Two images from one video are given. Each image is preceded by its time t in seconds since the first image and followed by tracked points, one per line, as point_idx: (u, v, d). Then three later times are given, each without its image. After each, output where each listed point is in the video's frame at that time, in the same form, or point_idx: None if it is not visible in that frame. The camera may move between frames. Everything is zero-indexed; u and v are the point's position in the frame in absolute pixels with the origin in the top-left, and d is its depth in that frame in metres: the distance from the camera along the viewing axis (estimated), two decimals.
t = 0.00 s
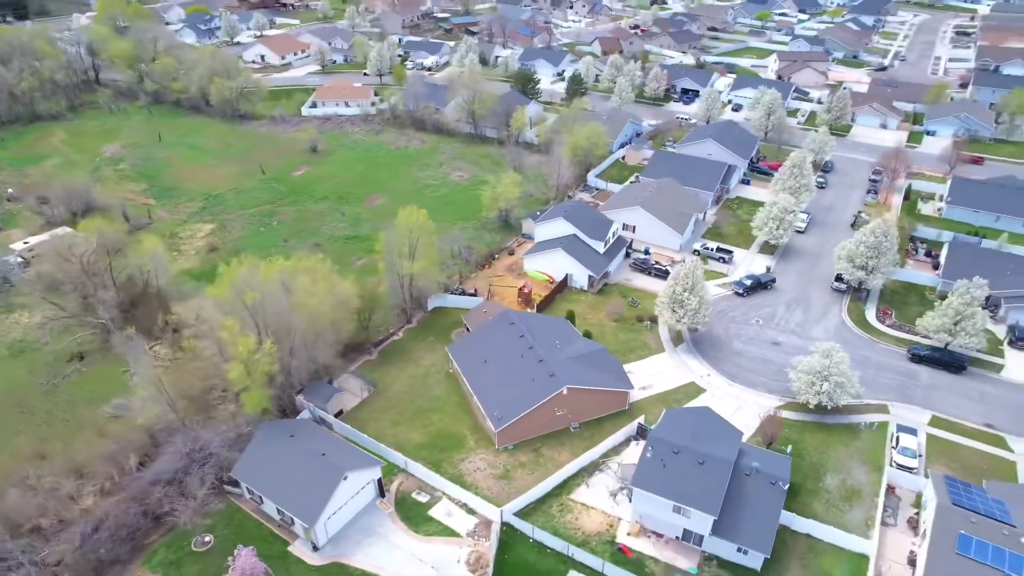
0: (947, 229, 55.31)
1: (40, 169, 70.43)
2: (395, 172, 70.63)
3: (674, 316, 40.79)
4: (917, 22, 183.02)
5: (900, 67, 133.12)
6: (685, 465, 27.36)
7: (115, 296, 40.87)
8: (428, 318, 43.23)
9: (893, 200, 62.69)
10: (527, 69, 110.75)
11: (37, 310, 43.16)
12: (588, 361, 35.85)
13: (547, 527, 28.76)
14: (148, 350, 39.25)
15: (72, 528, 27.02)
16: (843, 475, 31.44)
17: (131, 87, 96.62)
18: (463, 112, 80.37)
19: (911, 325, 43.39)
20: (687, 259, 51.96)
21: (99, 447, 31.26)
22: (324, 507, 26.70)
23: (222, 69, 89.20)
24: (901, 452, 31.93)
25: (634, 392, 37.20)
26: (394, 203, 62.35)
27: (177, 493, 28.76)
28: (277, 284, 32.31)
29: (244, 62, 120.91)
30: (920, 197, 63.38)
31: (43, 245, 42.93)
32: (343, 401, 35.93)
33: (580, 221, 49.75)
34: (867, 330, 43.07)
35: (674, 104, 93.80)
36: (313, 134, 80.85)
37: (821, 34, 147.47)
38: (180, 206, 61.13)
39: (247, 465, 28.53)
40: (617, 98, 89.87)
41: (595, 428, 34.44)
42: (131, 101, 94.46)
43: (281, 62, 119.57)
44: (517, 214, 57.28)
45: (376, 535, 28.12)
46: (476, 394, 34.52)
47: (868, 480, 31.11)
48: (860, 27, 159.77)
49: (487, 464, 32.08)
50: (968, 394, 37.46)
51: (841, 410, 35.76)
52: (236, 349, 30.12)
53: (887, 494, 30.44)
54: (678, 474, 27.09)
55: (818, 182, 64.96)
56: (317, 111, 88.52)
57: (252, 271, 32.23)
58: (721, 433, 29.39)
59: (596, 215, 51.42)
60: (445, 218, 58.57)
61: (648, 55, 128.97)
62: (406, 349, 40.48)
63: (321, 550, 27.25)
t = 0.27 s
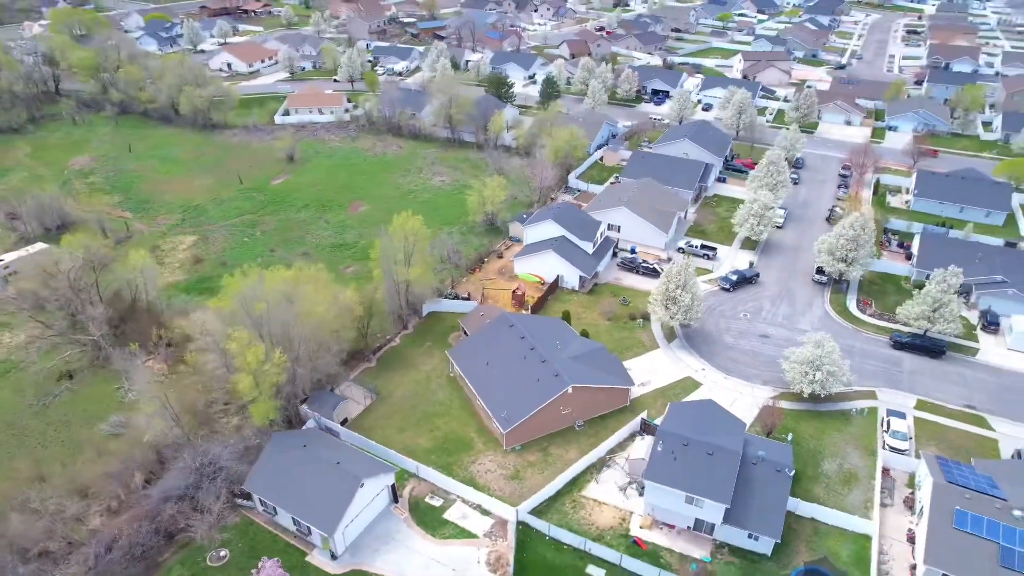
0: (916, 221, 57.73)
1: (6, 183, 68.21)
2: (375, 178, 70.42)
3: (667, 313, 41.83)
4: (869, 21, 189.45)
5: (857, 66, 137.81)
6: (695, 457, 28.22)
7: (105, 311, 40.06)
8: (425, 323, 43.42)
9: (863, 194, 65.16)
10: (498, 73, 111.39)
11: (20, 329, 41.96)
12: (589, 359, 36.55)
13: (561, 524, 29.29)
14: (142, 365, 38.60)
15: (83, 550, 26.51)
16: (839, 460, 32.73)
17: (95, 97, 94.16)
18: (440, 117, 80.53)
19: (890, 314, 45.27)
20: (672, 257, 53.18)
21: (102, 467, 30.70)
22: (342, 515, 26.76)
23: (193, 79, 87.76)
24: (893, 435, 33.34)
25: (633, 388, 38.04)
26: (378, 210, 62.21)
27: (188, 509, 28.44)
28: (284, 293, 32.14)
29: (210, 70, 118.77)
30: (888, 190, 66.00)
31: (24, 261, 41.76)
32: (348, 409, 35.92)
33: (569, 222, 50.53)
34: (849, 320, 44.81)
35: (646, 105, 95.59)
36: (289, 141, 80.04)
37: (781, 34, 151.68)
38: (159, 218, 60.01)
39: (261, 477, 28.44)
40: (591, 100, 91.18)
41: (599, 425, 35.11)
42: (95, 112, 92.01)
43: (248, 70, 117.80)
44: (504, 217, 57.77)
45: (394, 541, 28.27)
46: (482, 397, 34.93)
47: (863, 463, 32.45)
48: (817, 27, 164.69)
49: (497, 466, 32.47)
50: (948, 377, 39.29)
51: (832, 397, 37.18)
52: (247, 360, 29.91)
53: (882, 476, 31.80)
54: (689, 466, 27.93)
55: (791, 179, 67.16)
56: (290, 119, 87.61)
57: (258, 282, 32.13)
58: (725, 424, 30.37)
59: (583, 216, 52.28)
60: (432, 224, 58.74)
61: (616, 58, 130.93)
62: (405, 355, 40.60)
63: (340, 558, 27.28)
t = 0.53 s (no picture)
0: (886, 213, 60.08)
1: None
2: (356, 184, 70.10)
3: (661, 310, 42.76)
4: (825, 21, 195.39)
5: (816, 64, 142.07)
6: (703, 448, 29.10)
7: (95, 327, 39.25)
8: (421, 328, 43.59)
9: (834, 189, 67.51)
10: (470, 77, 111.76)
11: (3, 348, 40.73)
12: (590, 357, 37.22)
13: (575, 521, 29.84)
14: (136, 381, 37.95)
15: (95, 570, 26.01)
16: (835, 445, 34.04)
17: (57, 108, 91.46)
18: (417, 122, 80.56)
19: (870, 304, 47.12)
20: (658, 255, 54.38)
21: (106, 486, 30.13)
22: (361, 521, 26.82)
23: (161, 88, 86.08)
24: (885, 420, 35.05)
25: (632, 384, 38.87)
26: (362, 216, 62.01)
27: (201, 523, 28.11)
28: (291, 302, 32.08)
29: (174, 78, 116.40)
30: (857, 185, 68.49)
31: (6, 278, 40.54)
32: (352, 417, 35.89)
33: (557, 223, 51.26)
34: (832, 310, 46.53)
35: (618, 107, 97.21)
36: (264, 150, 79.07)
37: (742, 34, 155.35)
38: (137, 231, 58.79)
39: (274, 488, 28.32)
40: (565, 102, 92.30)
41: (602, 422, 35.80)
42: (58, 123, 89.37)
43: (214, 78, 115.78)
44: (490, 220, 58.22)
45: (412, 545, 28.42)
46: (487, 399, 35.31)
47: (857, 448, 33.83)
48: (776, 27, 169.27)
49: (506, 466, 32.86)
50: (929, 362, 41.13)
51: (822, 386, 38.60)
52: (257, 371, 29.79)
53: (876, 459, 33.17)
54: (698, 457, 28.80)
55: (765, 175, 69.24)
56: (263, 127, 86.56)
57: (264, 292, 32.08)
58: (729, 416, 31.36)
59: (570, 217, 53.06)
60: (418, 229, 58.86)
61: (584, 60, 132.53)
62: (405, 360, 40.70)
63: (359, 565, 27.31)
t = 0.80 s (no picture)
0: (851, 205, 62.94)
1: None
2: (331, 193, 69.44)
3: (652, 306, 43.88)
4: (771, 21, 202.18)
5: (768, 63, 146.97)
6: (713, 438, 30.19)
7: (83, 349, 38.00)
8: (417, 335, 43.70)
9: (799, 184, 70.31)
10: (434, 83, 111.84)
11: None
12: (589, 356, 38.04)
13: (591, 516, 30.51)
14: (130, 402, 37.01)
15: None
16: (828, 429, 35.71)
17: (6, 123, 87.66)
18: (388, 129, 80.30)
19: (845, 292, 49.37)
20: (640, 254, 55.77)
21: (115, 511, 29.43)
22: (386, 530, 26.92)
23: (120, 101, 83.55)
24: (873, 402, 36.77)
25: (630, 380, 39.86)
26: (341, 226, 61.53)
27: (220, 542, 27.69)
28: (299, 314, 31.90)
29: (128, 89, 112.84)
30: (820, 179, 71.51)
31: None
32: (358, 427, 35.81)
33: (543, 226, 52.03)
34: (810, 301, 48.63)
35: (583, 109, 98.98)
36: (232, 161, 77.56)
37: (695, 35, 159.52)
38: (109, 249, 57.08)
39: (293, 502, 28.15)
40: (533, 105, 93.33)
41: (606, 418, 36.65)
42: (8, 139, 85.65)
43: (171, 89, 112.68)
44: (473, 225, 58.57)
45: (434, 549, 28.65)
46: (493, 401, 35.69)
47: (849, 430, 35.58)
48: (727, 27, 174.31)
49: (518, 467, 33.37)
50: (904, 345, 43.44)
51: (810, 373, 40.32)
52: (270, 385, 29.52)
53: (867, 439, 34.94)
54: (708, 447, 29.87)
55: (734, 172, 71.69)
56: (229, 138, 84.86)
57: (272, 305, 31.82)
58: (731, 407, 32.62)
59: (554, 220, 53.92)
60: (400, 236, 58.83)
61: (545, 63, 133.98)
62: (404, 367, 40.72)
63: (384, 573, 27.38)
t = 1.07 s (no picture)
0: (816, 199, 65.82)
1: None
2: (306, 203, 68.57)
3: (644, 302, 45.08)
4: (718, 21, 208.16)
5: (720, 63, 151.48)
6: (722, 427, 31.46)
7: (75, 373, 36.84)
8: (414, 342, 43.80)
9: (765, 180, 73.08)
10: (398, 90, 111.50)
11: None
12: (590, 354, 38.92)
13: (607, 510, 31.32)
14: (127, 426, 36.06)
15: None
16: (820, 413, 37.50)
17: None
18: (359, 137, 79.79)
19: (821, 282, 51.70)
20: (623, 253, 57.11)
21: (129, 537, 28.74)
22: (415, 536, 27.19)
23: (75, 115, 80.58)
24: (860, 384, 38.83)
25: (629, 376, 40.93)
26: (321, 236, 60.93)
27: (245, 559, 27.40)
28: (310, 327, 31.73)
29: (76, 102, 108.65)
30: (784, 174, 74.48)
31: None
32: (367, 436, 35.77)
33: (530, 228, 52.81)
34: (789, 292, 50.77)
35: (549, 112, 100.28)
36: (199, 174, 75.77)
37: (648, 37, 163.17)
38: (81, 269, 55.18)
39: (316, 516, 27.97)
40: (500, 109, 94.12)
41: (611, 414, 37.59)
42: None
43: (123, 101, 109.08)
44: (456, 231, 58.89)
45: (460, 552, 29.02)
46: (500, 404, 36.17)
47: (840, 413, 37.42)
48: (678, 28, 178.80)
49: (531, 466, 33.96)
50: (880, 330, 45.85)
51: (797, 361, 42.15)
52: (287, 399, 29.33)
53: (857, 420, 36.84)
54: (718, 436, 31.12)
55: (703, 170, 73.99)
56: (192, 151, 82.82)
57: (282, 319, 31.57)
58: (734, 397, 34.00)
59: (539, 222, 54.78)
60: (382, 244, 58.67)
61: (505, 67, 134.99)
62: (405, 375, 40.80)
63: None
